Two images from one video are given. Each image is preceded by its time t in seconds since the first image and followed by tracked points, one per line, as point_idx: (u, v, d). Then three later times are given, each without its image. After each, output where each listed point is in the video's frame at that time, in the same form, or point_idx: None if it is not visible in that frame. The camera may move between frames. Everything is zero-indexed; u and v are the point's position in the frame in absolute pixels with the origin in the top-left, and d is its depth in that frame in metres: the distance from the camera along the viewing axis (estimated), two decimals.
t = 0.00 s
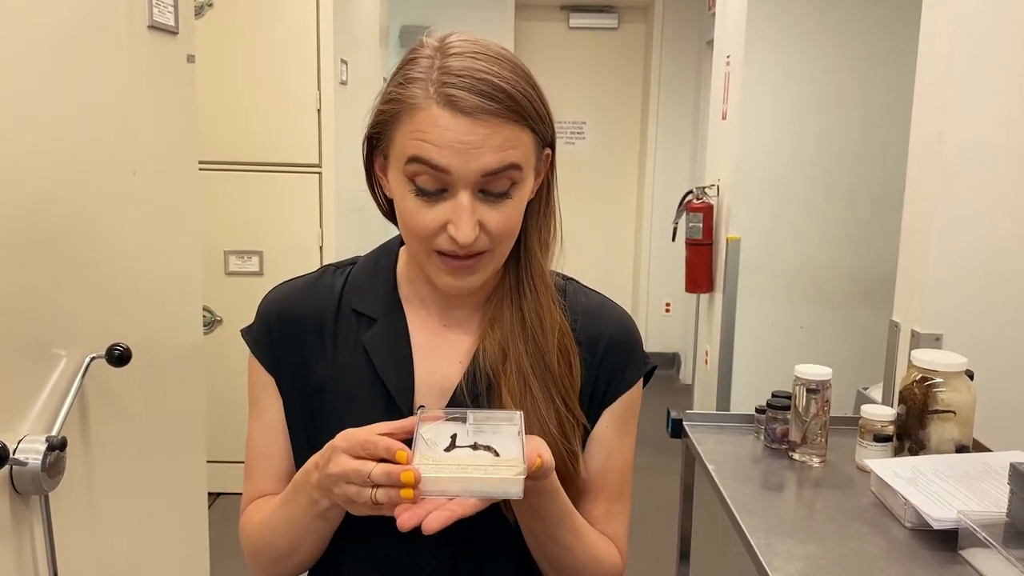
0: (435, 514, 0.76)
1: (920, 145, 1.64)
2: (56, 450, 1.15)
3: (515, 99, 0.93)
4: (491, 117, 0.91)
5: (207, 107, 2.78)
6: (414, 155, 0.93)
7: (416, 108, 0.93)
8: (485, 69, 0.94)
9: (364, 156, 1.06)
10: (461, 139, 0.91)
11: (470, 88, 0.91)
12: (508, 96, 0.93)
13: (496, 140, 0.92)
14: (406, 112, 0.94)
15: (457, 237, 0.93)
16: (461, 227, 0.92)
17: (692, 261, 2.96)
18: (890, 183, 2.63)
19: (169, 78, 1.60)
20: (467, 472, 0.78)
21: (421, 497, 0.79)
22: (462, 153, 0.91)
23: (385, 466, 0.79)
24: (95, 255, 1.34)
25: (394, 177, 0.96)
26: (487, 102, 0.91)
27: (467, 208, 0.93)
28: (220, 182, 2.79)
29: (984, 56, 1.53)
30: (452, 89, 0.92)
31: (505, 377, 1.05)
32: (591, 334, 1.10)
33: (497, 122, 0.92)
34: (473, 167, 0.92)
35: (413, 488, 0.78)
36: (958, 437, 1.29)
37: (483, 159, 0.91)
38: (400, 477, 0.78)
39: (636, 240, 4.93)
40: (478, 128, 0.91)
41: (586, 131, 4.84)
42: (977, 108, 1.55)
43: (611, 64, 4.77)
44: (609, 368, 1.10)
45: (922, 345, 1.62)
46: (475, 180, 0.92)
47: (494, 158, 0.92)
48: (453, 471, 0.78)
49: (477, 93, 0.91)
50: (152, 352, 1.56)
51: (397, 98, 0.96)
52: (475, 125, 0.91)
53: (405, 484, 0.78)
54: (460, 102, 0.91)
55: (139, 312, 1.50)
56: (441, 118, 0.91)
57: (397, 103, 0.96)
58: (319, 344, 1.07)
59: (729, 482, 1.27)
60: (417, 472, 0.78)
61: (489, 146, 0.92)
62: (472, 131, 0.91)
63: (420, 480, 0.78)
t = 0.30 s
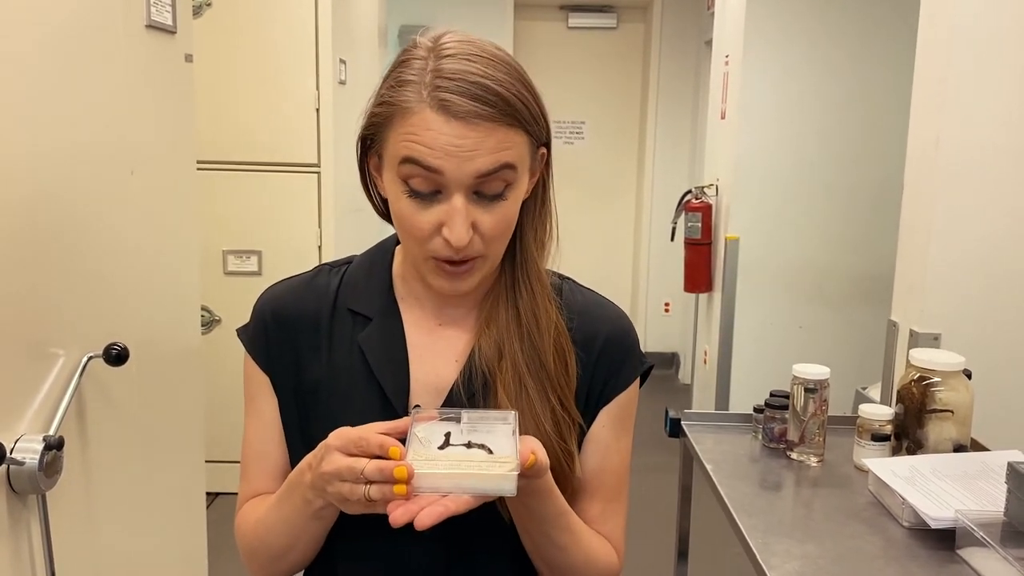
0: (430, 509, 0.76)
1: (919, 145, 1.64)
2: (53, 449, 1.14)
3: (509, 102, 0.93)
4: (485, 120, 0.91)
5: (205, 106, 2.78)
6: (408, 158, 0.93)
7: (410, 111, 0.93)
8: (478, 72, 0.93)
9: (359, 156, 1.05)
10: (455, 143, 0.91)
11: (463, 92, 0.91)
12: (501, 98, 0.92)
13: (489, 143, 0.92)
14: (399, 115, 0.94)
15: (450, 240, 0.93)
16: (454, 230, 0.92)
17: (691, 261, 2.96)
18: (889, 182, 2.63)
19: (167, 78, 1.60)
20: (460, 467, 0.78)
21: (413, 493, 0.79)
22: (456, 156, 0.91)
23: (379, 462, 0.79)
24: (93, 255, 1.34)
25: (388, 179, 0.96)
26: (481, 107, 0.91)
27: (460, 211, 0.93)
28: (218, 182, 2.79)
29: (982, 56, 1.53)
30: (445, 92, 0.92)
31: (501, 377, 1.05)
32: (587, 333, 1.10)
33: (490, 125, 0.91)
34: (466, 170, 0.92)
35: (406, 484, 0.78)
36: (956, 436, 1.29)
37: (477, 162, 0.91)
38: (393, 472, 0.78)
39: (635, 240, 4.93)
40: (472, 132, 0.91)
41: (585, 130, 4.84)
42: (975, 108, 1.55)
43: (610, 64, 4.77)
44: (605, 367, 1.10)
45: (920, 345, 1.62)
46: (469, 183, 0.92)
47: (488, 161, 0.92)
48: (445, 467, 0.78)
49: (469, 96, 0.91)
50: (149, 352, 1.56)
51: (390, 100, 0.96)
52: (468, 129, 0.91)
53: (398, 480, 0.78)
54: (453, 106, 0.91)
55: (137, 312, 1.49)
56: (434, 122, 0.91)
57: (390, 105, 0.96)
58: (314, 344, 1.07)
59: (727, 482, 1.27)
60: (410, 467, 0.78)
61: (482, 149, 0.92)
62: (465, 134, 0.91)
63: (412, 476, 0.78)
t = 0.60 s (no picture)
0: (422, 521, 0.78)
1: (914, 146, 1.65)
2: (50, 450, 1.15)
3: (499, 92, 0.94)
4: (475, 109, 0.92)
5: (204, 107, 2.78)
6: (400, 150, 0.93)
7: (401, 103, 0.93)
8: (470, 64, 0.95)
9: (352, 159, 1.06)
10: (447, 133, 0.92)
11: (453, 82, 0.92)
12: (492, 90, 0.93)
13: (482, 133, 0.92)
14: (391, 108, 0.95)
15: (444, 233, 0.93)
16: (448, 222, 0.92)
17: (689, 262, 2.97)
18: (887, 183, 2.64)
19: (165, 79, 1.61)
20: (452, 480, 0.79)
21: (405, 506, 0.79)
22: (448, 146, 0.92)
23: (369, 476, 0.79)
24: (92, 256, 1.35)
25: (381, 174, 0.97)
26: (472, 96, 0.92)
27: (453, 202, 0.93)
28: (216, 182, 2.80)
29: (977, 56, 1.54)
30: (437, 84, 0.92)
31: (493, 381, 1.05)
32: (580, 336, 1.10)
33: (482, 116, 0.92)
34: (459, 160, 0.92)
35: (397, 498, 0.78)
36: (951, 436, 1.29)
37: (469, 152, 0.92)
38: (384, 487, 0.78)
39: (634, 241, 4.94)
40: (463, 120, 0.92)
41: (584, 131, 4.84)
42: (970, 109, 1.56)
43: (608, 64, 4.78)
44: (598, 370, 1.10)
45: (917, 346, 1.62)
46: (461, 173, 0.93)
47: (480, 150, 0.92)
48: (436, 479, 0.79)
49: (461, 87, 0.92)
50: (147, 353, 1.56)
51: (382, 95, 0.96)
52: (461, 120, 0.92)
53: (390, 494, 0.78)
54: (445, 97, 0.91)
55: (135, 313, 1.50)
56: (426, 113, 0.92)
57: (382, 100, 0.96)
58: (308, 346, 1.07)
59: (723, 482, 1.27)
60: (400, 481, 0.78)
61: (474, 138, 0.92)
62: (457, 124, 0.92)
63: (403, 490, 0.79)
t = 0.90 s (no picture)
0: (414, 550, 0.77)
1: (911, 146, 1.65)
2: (48, 451, 1.15)
3: (457, 47, 1.01)
4: (432, 57, 0.99)
5: (203, 107, 2.78)
6: (370, 110, 0.99)
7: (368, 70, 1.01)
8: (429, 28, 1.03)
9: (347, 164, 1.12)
10: (405, 75, 0.98)
11: (410, 38, 1.00)
12: (448, 43, 1.00)
13: (438, 72, 0.98)
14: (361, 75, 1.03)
15: (412, 172, 0.94)
16: (414, 160, 0.95)
17: (687, 262, 2.97)
18: (885, 182, 2.64)
19: (164, 79, 1.61)
20: (443, 508, 0.76)
21: (392, 534, 0.77)
22: (407, 87, 0.97)
23: (360, 500, 0.78)
24: (90, 256, 1.35)
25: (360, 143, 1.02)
26: (428, 44, 0.99)
27: (421, 145, 0.96)
28: (215, 182, 2.80)
29: (974, 56, 1.54)
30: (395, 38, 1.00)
31: (492, 385, 1.05)
32: (581, 339, 1.10)
33: (438, 59, 0.99)
34: (420, 101, 0.97)
35: (385, 527, 0.76)
36: (948, 437, 1.29)
37: (428, 91, 0.97)
38: (373, 514, 0.76)
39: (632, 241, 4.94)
40: (421, 65, 0.98)
41: (583, 131, 4.84)
42: (968, 109, 1.56)
43: (607, 64, 4.78)
44: (598, 373, 1.10)
45: (914, 346, 1.63)
46: (424, 114, 0.97)
47: (440, 90, 0.97)
48: (427, 506, 0.76)
49: (416, 38, 1.00)
50: (145, 353, 1.56)
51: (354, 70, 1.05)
52: (417, 61, 0.98)
53: (377, 522, 0.76)
54: (401, 45, 0.99)
55: (132, 313, 1.50)
56: (385, 66, 0.99)
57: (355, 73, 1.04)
58: (309, 346, 1.08)
59: (720, 482, 1.27)
60: (388, 510, 0.76)
61: (433, 79, 0.98)
62: (415, 67, 0.98)
63: (391, 518, 0.76)
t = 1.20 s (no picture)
0: (398, 565, 0.79)
1: (910, 148, 1.65)
2: (48, 452, 1.15)
3: (450, 54, 1.01)
4: (425, 66, 1.00)
5: (203, 108, 2.78)
6: (367, 120, 1.00)
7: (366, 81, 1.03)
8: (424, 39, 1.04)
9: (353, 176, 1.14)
10: (399, 85, 0.98)
11: (405, 48, 1.01)
12: (442, 52, 1.01)
13: (431, 81, 0.99)
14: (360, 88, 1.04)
15: (406, 178, 0.95)
16: (408, 167, 0.95)
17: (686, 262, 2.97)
18: (883, 183, 2.65)
19: (163, 80, 1.61)
20: (430, 520, 0.75)
21: (378, 547, 0.77)
22: (401, 96, 0.98)
23: (344, 514, 0.78)
24: (90, 258, 1.35)
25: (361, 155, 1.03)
26: (421, 53, 1.00)
27: (415, 152, 0.97)
28: (215, 183, 2.80)
29: (971, 58, 1.54)
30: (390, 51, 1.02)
31: (495, 389, 1.06)
32: (585, 344, 1.12)
33: (431, 69, 1.00)
34: (413, 108, 0.97)
35: (370, 540, 0.76)
36: (945, 438, 1.30)
37: (421, 98, 0.97)
38: (356, 527, 0.76)
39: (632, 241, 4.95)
40: (414, 74, 0.99)
41: (582, 131, 4.85)
42: (966, 111, 1.56)
43: (606, 65, 4.78)
44: (601, 378, 1.11)
45: (912, 347, 1.63)
46: (418, 122, 0.97)
47: (433, 97, 0.98)
48: (413, 518, 0.75)
49: (410, 49, 1.01)
50: (144, 354, 1.56)
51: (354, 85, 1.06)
52: (411, 71, 0.99)
53: (362, 535, 0.76)
54: (394, 57, 1.00)
55: (132, 315, 1.51)
56: (380, 75, 1.00)
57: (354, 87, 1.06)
58: (316, 348, 1.09)
59: (718, 484, 1.28)
60: (373, 523, 0.75)
61: (426, 86, 0.98)
62: (409, 77, 0.99)
63: (376, 531, 0.75)
